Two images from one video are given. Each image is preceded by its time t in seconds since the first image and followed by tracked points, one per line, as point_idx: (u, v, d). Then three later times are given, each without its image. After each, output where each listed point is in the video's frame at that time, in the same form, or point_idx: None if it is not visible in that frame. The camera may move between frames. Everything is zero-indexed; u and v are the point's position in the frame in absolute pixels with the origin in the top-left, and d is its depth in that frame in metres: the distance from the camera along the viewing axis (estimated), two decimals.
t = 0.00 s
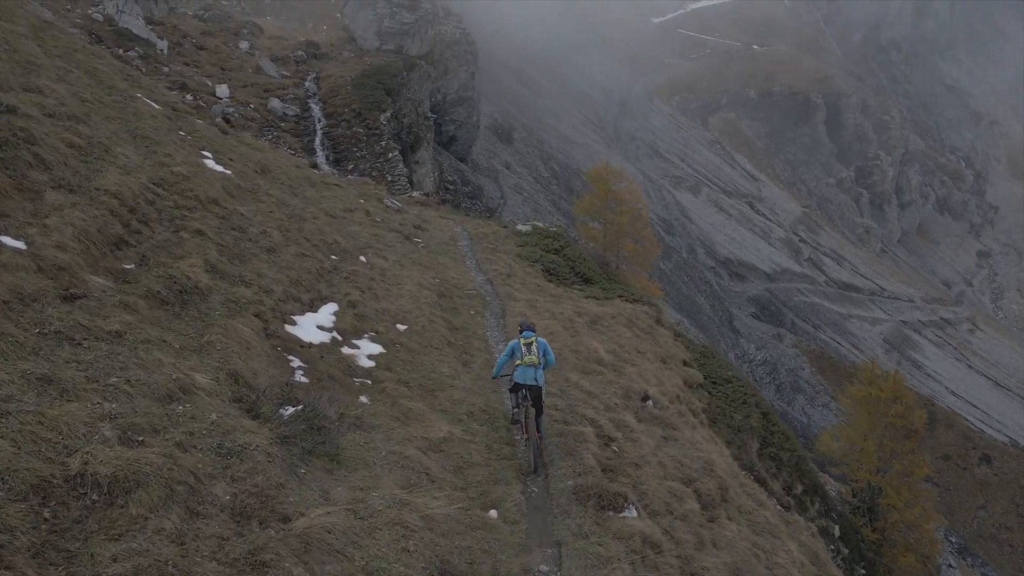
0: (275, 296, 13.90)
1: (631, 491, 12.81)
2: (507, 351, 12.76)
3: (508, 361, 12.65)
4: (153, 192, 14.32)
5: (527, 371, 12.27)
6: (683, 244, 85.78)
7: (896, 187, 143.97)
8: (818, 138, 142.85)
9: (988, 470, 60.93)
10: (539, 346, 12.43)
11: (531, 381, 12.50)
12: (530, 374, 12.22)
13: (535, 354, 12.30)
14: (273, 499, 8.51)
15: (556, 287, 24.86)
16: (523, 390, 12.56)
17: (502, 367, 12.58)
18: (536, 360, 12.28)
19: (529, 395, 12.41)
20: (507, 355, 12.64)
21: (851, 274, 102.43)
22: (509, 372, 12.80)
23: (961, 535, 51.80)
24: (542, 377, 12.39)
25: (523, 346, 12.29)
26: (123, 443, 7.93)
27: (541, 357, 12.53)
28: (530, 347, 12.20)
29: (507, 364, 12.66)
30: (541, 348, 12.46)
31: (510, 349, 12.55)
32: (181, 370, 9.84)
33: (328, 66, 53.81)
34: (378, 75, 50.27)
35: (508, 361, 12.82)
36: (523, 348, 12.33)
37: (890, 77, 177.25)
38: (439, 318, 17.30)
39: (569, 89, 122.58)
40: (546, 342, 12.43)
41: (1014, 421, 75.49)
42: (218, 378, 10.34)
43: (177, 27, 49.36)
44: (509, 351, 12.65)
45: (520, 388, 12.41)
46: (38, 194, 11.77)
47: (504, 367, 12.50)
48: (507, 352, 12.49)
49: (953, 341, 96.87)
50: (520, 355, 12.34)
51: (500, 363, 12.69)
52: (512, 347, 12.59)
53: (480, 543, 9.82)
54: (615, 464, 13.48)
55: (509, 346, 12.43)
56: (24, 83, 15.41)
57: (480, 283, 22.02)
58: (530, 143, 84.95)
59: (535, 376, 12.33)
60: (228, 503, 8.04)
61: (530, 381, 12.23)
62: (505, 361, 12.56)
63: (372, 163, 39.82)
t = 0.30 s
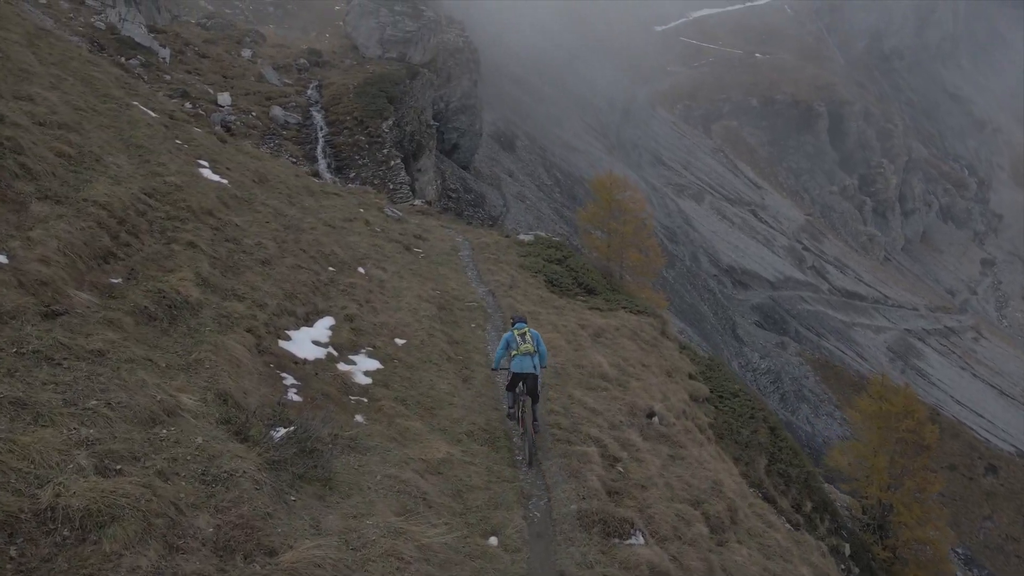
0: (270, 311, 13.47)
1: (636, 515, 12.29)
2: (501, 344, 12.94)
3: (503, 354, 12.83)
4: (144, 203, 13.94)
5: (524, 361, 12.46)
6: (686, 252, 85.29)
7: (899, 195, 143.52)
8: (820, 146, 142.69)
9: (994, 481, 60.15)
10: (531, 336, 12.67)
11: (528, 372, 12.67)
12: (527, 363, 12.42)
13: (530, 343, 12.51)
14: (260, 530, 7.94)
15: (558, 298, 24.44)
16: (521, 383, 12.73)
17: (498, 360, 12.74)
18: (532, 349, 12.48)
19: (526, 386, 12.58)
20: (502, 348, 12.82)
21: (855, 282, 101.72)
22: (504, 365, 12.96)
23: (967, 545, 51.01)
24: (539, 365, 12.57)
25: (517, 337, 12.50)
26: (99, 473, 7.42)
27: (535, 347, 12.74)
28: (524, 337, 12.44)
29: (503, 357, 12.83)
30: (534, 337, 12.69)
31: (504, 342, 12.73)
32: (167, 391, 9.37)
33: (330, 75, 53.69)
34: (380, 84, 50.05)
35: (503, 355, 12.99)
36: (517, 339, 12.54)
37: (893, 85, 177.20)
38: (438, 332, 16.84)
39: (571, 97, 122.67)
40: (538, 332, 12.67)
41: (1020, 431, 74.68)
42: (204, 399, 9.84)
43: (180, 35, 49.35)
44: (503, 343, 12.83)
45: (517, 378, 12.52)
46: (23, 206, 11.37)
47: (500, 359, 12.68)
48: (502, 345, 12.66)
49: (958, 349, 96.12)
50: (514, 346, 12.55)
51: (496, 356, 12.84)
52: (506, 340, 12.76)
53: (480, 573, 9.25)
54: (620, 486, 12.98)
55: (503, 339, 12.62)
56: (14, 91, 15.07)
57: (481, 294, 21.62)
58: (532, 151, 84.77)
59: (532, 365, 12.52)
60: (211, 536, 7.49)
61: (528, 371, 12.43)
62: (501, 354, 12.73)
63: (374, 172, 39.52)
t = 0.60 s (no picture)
0: (263, 326, 12.96)
1: (645, 542, 11.67)
2: (500, 343, 13.55)
3: (500, 354, 13.49)
4: (135, 213, 13.50)
5: (518, 363, 13.09)
6: (690, 259, 84.54)
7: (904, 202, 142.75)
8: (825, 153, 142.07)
9: (1002, 490, 59.25)
10: (527, 339, 13.15)
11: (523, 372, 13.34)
12: (521, 366, 13.06)
13: (524, 347, 13.08)
14: (244, 568, 7.33)
15: (562, 309, 23.97)
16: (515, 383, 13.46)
17: (495, 360, 13.41)
18: (525, 352, 13.07)
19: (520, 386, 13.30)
20: (500, 348, 13.46)
21: (860, 289, 100.81)
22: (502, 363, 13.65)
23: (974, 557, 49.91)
24: (532, 367, 13.20)
25: (512, 340, 13.08)
26: (70, 507, 6.85)
27: (530, 350, 13.30)
28: (518, 341, 12.98)
29: (500, 357, 13.49)
30: (529, 341, 13.19)
31: (501, 343, 13.32)
32: (150, 414, 8.85)
33: (334, 82, 53.46)
34: (383, 91, 49.76)
35: (501, 354, 13.64)
36: (512, 342, 13.12)
37: (898, 92, 176.53)
38: (438, 347, 16.33)
39: (575, 104, 122.44)
40: (533, 336, 13.14)
41: None
42: (189, 422, 9.31)
43: (184, 42, 49.22)
44: (501, 343, 13.46)
45: (513, 379, 13.22)
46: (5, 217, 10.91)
47: (497, 360, 13.34)
48: (499, 346, 13.28)
49: (963, 357, 95.06)
50: (510, 348, 13.15)
51: (494, 354, 13.52)
52: (503, 342, 13.36)
53: None
54: (627, 510, 12.40)
55: (500, 340, 13.21)
56: (5, 98, 14.71)
57: (483, 305, 21.18)
58: (536, 158, 84.46)
59: (525, 367, 13.17)
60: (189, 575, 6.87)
61: (522, 372, 13.09)
62: (498, 354, 13.37)
63: (377, 179, 39.18)
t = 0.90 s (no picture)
0: (255, 342, 12.42)
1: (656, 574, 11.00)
2: (498, 338, 13.50)
3: (498, 349, 13.49)
4: (123, 224, 13.02)
5: (514, 359, 13.10)
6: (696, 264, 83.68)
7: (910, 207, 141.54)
8: (831, 158, 141.16)
9: (1010, 499, 58.28)
10: (524, 335, 13.05)
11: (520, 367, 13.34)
12: (517, 361, 13.05)
13: (521, 343, 12.99)
14: None
15: (567, 319, 23.38)
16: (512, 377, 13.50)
17: (493, 355, 13.41)
18: (521, 348, 13.01)
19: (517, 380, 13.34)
20: (498, 343, 13.44)
21: (867, 295, 99.72)
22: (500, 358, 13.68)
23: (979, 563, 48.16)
24: (528, 363, 13.17)
25: (510, 336, 13.02)
26: (32, 552, 6.22)
27: (527, 346, 13.22)
28: (514, 337, 12.92)
29: (498, 352, 13.49)
30: (526, 338, 13.08)
31: (500, 338, 13.31)
32: (129, 442, 8.30)
33: (338, 87, 53.14)
34: (387, 96, 49.39)
35: (499, 348, 13.63)
36: (510, 337, 13.05)
37: (905, 97, 175.43)
38: (439, 362, 15.73)
39: (579, 108, 122.10)
40: (531, 333, 13.02)
41: None
42: (171, 450, 8.74)
43: (188, 47, 49.10)
44: (499, 339, 13.44)
45: (509, 373, 13.27)
46: None
47: (494, 354, 13.35)
48: (496, 341, 13.29)
49: (971, 364, 93.79)
50: (507, 343, 13.13)
51: (492, 348, 13.54)
52: (501, 337, 13.34)
53: None
54: (636, 539, 11.78)
55: (498, 336, 13.18)
56: None
57: (486, 316, 20.66)
58: (541, 163, 84.01)
59: (522, 362, 13.16)
60: None
61: (518, 367, 13.11)
62: (495, 349, 13.37)
63: (381, 185, 38.77)
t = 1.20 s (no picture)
0: (245, 360, 11.81)
1: None
2: (497, 336, 13.30)
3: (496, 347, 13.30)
4: (109, 235, 12.49)
5: (512, 357, 12.90)
6: (702, 266, 82.68)
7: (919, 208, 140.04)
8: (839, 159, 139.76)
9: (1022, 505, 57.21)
10: (524, 336, 12.82)
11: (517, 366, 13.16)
12: (515, 360, 12.88)
13: (519, 343, 12.76)
14: None
15: (573, 329, 22.71)
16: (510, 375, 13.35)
17: (489, 353, 13.24)
18: (520, 347, 12.79)
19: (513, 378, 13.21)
20: (496, 341, 13.24)
21: (875, 298, 98.49)
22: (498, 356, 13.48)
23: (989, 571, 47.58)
24: (526, 362, 12.96)
25: (509, 335, 12.80)
26: None
27: (526, 346, 12.98)
28: (513, 336, 12.70)
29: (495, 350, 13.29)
30: (526, 338, 12.84)
31: (499, 336, 13.10)
32: (100, 476, 7.66)
33: (342, 88, 52.59)
34: (391, 97, 48.90)
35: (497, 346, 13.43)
36: (509, 336, 12.84)
37: (913, 98, 173.82)
38: (439, 378, 15.07)
39: (584, 110, 121.40)
40: (530, 334, 12.77)
41: None
42: (146, 484, 8.09)
43: (191, 49, 48.75)
44: (498, 336, 13.25)
45: (506, 372, 13.09)
46: None
47: (491, 353, 13.17)
48: (495, 339, 13.08)
49: (981, 367, 92.45)
50: (506, 342, 12.91)
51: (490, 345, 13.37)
52: (500, 335, 13.13)
53: None
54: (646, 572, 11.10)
55: (496, 334, 12.98)
56: None
57: (489, 326, 20.06)
58: (546, 165, 83.30)
59: (520, 362, 12.95)
60: None
61: (516, 367, 12.91)
62: (493, 347, 13.18)
63: (385, 188, 38.23)
